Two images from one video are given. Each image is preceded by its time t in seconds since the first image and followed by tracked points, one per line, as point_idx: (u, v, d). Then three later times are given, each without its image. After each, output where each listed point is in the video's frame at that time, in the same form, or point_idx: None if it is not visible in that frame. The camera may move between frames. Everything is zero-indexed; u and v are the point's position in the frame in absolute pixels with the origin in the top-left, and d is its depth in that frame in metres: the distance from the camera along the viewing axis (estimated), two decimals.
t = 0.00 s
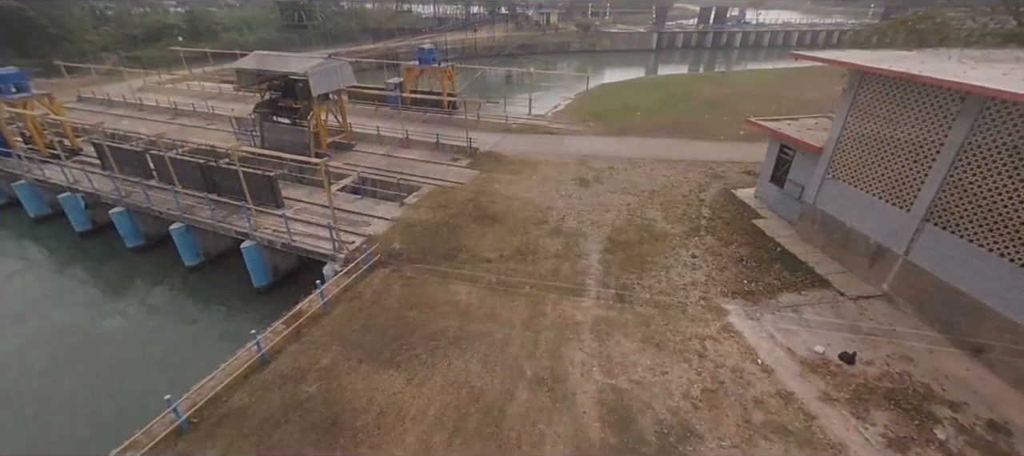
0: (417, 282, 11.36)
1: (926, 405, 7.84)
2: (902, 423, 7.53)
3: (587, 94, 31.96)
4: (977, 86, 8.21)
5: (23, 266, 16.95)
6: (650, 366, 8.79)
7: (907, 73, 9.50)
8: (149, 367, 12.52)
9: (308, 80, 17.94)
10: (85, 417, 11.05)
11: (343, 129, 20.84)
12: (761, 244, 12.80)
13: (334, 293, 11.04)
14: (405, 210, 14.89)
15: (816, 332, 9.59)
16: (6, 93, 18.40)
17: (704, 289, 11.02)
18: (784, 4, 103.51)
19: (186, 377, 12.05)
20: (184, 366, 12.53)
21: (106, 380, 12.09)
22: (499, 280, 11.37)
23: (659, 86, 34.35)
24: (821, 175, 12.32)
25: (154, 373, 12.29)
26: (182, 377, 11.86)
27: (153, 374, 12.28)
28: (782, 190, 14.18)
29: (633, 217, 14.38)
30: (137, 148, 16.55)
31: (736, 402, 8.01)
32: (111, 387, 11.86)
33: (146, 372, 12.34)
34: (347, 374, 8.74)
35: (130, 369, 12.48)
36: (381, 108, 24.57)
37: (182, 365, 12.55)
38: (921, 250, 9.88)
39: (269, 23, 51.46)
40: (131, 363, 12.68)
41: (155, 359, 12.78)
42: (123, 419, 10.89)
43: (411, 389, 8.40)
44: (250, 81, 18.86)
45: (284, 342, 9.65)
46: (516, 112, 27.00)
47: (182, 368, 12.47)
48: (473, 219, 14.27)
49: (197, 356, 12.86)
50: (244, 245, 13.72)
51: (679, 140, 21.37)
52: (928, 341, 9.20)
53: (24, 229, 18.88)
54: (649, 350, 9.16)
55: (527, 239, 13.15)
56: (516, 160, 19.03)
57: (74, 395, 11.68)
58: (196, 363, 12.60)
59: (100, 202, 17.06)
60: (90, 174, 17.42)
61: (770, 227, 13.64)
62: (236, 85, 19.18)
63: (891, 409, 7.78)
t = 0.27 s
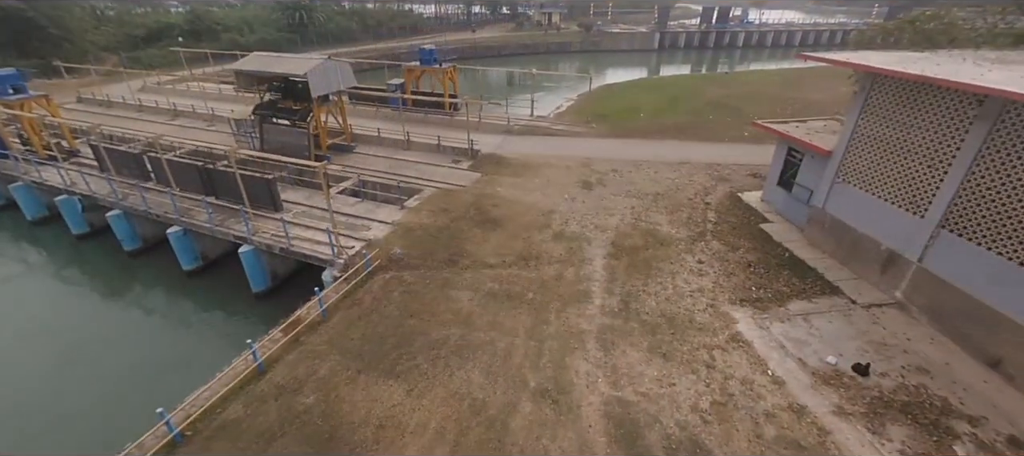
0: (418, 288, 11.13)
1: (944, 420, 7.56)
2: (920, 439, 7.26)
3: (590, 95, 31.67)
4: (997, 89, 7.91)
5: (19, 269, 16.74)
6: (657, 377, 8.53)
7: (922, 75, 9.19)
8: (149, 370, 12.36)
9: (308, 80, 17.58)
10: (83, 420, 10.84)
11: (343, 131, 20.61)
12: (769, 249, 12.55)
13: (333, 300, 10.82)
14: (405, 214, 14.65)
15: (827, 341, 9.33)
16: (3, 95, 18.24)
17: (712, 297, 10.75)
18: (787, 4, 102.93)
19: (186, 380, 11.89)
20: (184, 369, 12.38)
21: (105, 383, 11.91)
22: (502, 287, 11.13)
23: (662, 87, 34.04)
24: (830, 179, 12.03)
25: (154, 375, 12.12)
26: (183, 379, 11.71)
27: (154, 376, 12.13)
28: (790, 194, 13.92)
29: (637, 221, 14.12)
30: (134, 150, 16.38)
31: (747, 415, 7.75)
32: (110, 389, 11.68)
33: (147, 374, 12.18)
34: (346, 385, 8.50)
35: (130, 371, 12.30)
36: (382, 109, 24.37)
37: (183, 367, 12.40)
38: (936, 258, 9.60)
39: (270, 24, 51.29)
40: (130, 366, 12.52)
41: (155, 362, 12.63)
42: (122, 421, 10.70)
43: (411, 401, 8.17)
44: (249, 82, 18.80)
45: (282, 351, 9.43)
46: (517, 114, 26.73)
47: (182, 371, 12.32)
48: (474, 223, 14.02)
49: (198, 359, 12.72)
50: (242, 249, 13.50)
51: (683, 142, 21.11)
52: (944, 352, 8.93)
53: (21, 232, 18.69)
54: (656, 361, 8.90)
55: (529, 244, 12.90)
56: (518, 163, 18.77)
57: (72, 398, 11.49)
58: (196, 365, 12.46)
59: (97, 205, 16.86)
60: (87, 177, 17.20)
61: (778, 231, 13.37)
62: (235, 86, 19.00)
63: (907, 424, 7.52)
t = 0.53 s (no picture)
0: (418, 295, 10.88)
1: (964, 438, 7.28)
2: None
3: (592, 96, 31.34)
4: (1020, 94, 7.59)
5: (15, 272, 16.54)
6: (665, 390, 8.26)
7: (939, 78, 8.87)
8: (150, 372, 12.21)
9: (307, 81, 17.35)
10: (82, 423, 10.64)
11: (344, 133, 20.39)
12: (777, 255, 12.26)
13: (331, 307, 10.58)
14: (406, 217, 14.40)
15: (840, 353, 9.03)
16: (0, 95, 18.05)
17: (720, 305, 10.47)
18: (791, 4, 102.23)
19: (187, 383, 11.74)
20: (185, 371, 12.24)
21: (105, 385, 11.74)
22: (504, 294, 10.87)
23: (665, 87, 33.69)
24: (841, 183, 11.71)
25: (155, 378, 11.97)
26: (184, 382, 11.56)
27: (154, 378, 11.97)
28: (799, 198, 13.61)
29: (642, 226, 13.83)
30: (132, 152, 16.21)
31: (758, 432, 7.48)
32: (110, 391, 11.51)
33: (147, 377, 12.03)
34: (344, 398, 8.25)
35: (130, 374, 12.14)
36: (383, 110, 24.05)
37: (184, 370, 12.26)
38: (953, 267, 9.30)
39: (271, 23, 51.06)
40: (131, 368, 12.36)
41: (156, 365, 12.49)
42: (122, 424, 10.52)
43: (411, 414, 7.92)
44: (249, 83, 18.72)
45: (279, 361, 9.20)
46: (519, 115, 26.44)
47: (184, 374, 12.17)
48: (476, 228, 13.76)
49: (199, 362, 12.59)
50: (239, 254, 13.28)
51: (687, 144, 20.82)
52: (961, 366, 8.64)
53: (19, 234, 18.52)
54: (663, 373, 8.63)
55: (532, 250, 12.63)
56: (521, 165, 18.50)
57: (71, 400, 11.30)
58: (197, 369, 12.33)
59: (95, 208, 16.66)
60: (85, 179, 16.99)
61: (786, 237, 13.07)
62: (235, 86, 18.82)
63: (926, 442, 7.24)
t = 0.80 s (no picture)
0: (417, 303, 10.60)
1: None
2: None
3: (594, 97, 31.00)
4: None
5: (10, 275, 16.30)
6: (672, 404, 7.98)
7: (958, 80, 8.57)
8: (150, 376, 12.02)
9: (307, 82, 17.10)
10: (82, 430, 10.50)
11: (343, 134, 20.13)
12: (786, 262, 11.97)
13: (329, 315, 10.31)
14: (406, 222, 14.14)
15: (853, 365, 8.73)
16: None
17: (728, 314, 10.18)
18: (794, 4, 101.66)
19: (188, 387, 11.56)
20: (186, 375, 12.06)
21: (105, 390, 11.57)
22: (505, 302, 10.59)
23: (668, 88, 33.34)
24: (851, 189, 11.39)
25: (155, 382, 11.79)
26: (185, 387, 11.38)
27: (154, 382, 11.79)
28: (807, 203, 13.33)
29: (647, 231, 13.56)
30: (128, 154, 15.94)
31: (770, 450, 7.20)
32: (110, 396, 11.35)
33: (147, 381, 11.85)
34: (339, 412, 7.99)
35: (130, 378, 11.97)
36: (383, 111, 23.77)
37: (188, 371, 12.20)
38: (970, 277, 8.99)
39: (271, 23, 50.77)
40: (131, 372, 12.18)
41: (156, 368, 12.31)
42: (123, 430, 10.36)
43: (409, 429, 7.66)
44: (248, 83, 18.47)
45: (274, 371, 8.93)
46: (520, 116, 26.15)
47: (184, 378, 11.99)
48: (477, 232, 13.49)
49: (200, 365, 12.39)
50: (236, 258, 13.02)
51: (691, 146, 20.54)
52: (978, 380, 8.36)
53: (14, 236, 18.28)
54: (670, 386, 8.35)
55: (535, 255, 12.35)
56: (522, 168, 18.22)
57: (71, 405, 11.14)
58: (198, 372, 12.13)
59: (90, 210, 16.41)
60: (80, 181, 16.71)
61: (794, 243, 12.77)
62: (234, 86, 18.58)
63: None
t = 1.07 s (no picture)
0: (415, 312, 10.28)
1: None
2: None
3: (595, 98, 30.63)
4: None
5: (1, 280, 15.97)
6: (680, 421, 7.68)
7: (977, 83, 8.25)
8: (148, 382, 11.87)
9: (303, 83, 16.78)
10: (81, 438, 10.38)
11: (341, 136, 19.82)
12: (794, 269, 11.67)
13: (324, 324, 9.99)
14: (404, 226, 13.82)
15: (867, 378, 8.42)
16: None
17: (736, 324, 9.88)
18: (795, 3, 101.33)
19: (187, 392, 11.41)
20: (185, 380, 11.91)
21: (103, 397, 11.44)
22: (507, 311, 10.28)
23: (669, 88, 33.00)
24: (862, 194, 11.06)
25: (154, 387, 11.64)
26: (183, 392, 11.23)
27: (153, 388, 11.65)
28: (815, 208, 13.02)
29: (651, 236, 13.26)
30: (120, 156, 15.60)
31: None
32: (109, 403, 11.21)
33: (146, 387, 11.71)
34: (334, 429, 7.68)
35: (129, 384, 11.83)
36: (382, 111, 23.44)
37: (187, 374, 12.09)
38: (988, 287, 8.68)
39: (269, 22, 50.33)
40: (129, 378, 12.03)
41: (155, 373, 12.15)
42: (123, 438, 10.25)
43: (407, 448, 7.36)
44: (243, 84, 18.13)
45: (267, 385, 8.62)
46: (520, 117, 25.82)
47: (183, 382, 11.84)
48: (477, 237, 13.18)
49: (198, 370, 12.22)
50: (230, 264, 12.71)
51: (695, 148, 20.22)
52: (996, 394, 8.06)
53: (4, 239, 17.94)
54: (677, 401, 8.05)
55: (536, 262, 12.04)
56: (523, 170, 17.90)
57: (69, 412, 11.01)
58: (197, 377, 11.97)
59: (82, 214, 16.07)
60: (71, 184, 16.35)
61: (802, 249, 12.47)
62: (229, 86, 18.23)
63: None
